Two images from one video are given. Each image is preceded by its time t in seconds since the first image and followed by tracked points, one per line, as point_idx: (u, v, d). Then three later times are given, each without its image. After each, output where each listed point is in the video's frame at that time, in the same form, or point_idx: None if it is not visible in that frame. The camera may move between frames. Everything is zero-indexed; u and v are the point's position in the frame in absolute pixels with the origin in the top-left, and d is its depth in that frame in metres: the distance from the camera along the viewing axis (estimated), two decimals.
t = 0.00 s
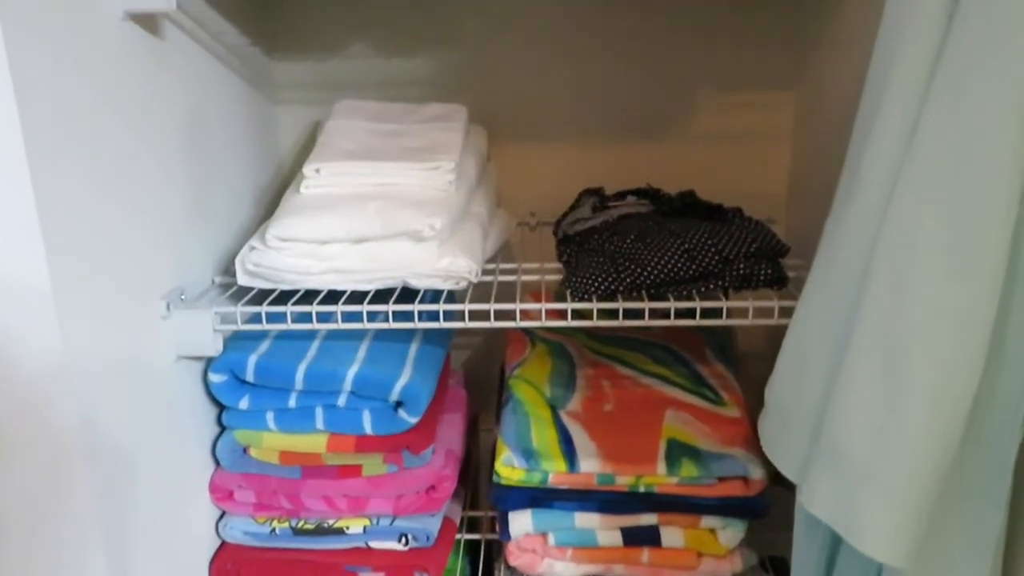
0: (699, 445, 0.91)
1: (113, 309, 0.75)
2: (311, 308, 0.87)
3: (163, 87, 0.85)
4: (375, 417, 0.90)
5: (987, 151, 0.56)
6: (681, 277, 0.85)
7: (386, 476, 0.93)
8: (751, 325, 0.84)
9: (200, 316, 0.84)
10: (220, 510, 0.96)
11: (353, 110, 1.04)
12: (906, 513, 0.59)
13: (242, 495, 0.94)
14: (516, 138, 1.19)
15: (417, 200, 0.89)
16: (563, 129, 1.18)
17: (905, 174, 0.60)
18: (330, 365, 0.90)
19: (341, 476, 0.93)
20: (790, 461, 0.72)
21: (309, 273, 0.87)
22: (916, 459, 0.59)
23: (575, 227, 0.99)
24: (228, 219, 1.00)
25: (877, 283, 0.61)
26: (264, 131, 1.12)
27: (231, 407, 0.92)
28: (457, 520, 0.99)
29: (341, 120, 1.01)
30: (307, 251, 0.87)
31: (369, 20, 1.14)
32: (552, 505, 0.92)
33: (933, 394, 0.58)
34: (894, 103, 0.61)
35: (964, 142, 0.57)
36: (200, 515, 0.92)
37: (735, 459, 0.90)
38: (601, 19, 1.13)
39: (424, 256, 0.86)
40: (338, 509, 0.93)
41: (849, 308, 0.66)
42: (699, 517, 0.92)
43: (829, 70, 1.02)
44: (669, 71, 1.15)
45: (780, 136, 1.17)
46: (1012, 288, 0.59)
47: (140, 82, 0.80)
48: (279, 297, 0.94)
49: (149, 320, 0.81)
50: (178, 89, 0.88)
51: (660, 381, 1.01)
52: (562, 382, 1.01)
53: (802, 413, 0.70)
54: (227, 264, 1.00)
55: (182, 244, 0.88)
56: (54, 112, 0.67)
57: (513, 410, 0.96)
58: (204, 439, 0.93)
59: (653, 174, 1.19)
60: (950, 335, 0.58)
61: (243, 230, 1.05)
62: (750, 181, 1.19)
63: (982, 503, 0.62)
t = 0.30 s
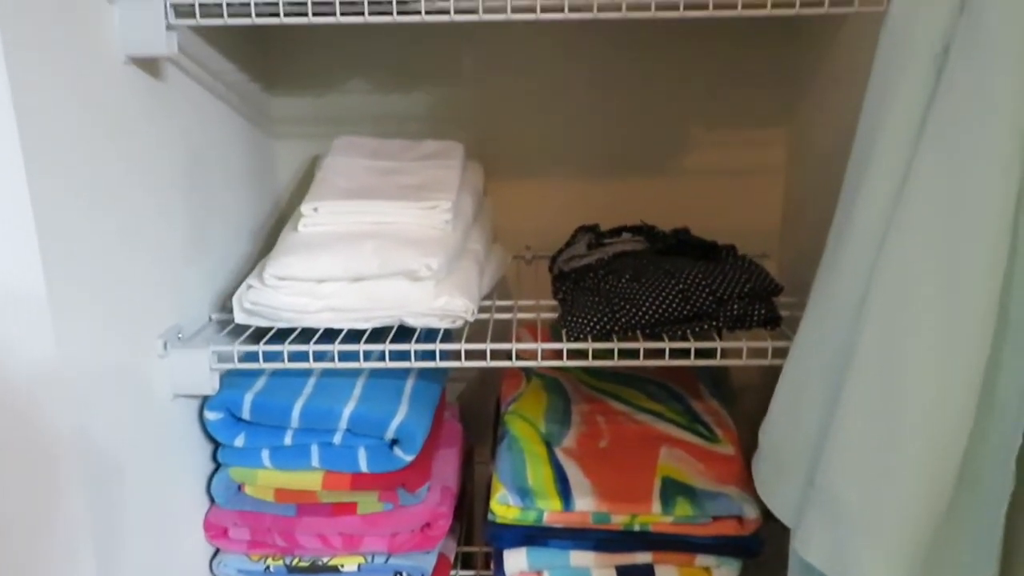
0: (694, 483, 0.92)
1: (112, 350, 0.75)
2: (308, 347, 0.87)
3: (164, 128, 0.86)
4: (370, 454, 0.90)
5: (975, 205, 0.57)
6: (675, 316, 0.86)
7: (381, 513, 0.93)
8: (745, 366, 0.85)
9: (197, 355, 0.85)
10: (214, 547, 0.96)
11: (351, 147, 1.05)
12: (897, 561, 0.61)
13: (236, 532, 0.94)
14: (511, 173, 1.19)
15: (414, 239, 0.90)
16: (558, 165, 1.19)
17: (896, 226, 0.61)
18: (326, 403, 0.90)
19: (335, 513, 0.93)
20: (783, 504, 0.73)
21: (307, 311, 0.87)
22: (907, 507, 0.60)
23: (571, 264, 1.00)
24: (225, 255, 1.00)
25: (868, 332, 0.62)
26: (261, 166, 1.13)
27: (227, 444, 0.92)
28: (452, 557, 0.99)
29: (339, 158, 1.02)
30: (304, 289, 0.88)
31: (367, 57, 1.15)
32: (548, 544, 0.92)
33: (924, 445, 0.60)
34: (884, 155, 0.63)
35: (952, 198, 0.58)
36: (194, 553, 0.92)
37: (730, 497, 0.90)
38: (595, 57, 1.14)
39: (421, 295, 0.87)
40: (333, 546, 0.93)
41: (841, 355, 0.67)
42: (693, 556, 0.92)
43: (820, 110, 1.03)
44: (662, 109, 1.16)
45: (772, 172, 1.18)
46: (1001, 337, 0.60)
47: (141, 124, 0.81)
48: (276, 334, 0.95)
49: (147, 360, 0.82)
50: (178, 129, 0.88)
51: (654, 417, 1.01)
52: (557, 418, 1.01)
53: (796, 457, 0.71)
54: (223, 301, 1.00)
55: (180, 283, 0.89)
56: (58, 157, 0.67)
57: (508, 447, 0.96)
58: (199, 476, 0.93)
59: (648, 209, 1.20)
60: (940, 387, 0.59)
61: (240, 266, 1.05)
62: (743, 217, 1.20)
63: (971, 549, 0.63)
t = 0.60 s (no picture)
0: (694, 512, 0.91)
1: (111, 379, 0.75)
2: (308, 374, 0.87)
3: (166, 156, 0.86)
4: (369, 481, 0.90)
5: (974, 239, 0.58)
6: (675, 344, 0.86)
7: (379, 541, 0.93)
8: (745, 394, 0.85)
9: (197, 382, 0.85)
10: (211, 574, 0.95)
11: (352, 173, 1.06)
12: None
13: (234, 560, 0.93)
14: (512, 197, 1.20)
15: (415, 266, 0.90)
16: (558, 190, 1.19)
17: (896, 260, 0.61)
18: (326, 430, 0.90)
19: (333, 541, 0.93)
20: (784, 535, 0.72)
21: (307, 338, 0.88)
22: (908, 540, 0.60)
23: (570, 290, 1.00)
24: (225, 280, 1.01)
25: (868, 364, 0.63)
26: (262, 192, 1.13)
27: (225, 471, 0.92)
28: None
29: (340, 184, 1.03)
30: (305, 316, 0.88)
31: (369, 84, 1.16)
32: (547, 572, 0.91)
33: (925, 478, 0.60)
34: (882, 188, 0.63)
35: (951, 232, 0.59)
36: None
37: (730, 526, 0.90)
38: (595, 85, 1.15)
39: (421, 322, 0.87)
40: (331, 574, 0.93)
41: (841, 387, 0.67)
42: None
43: (818, 138, 1.03)
44: (661, 136, 1.17)
45: (770, 198, 1.19)
46: (999, 369, 0.60)
47: (144, 152, 0.82)
48: (275, 361, 0.95)
49: (146, 386, 0.82)
50: (180, 157, 0.89)
51: (654, 444, 1.01)
52: (557, 444, 1.01)
53: (796, 488, 0.71)
54: (223, 326, 1.00)
55: (181, 309, 0.89)
56: (61, 187, 0.68)
57: (508, 474, 0.96)
58: (197, 503, 0.93)
59: (648, 234, 1.21)
60: (941, 420, 0.59)
61: (240, 291, 1.05)
62: (742, 242, 1.21)
63: None
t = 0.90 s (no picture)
0: (690, 534, 0.91)
1: (105, 401, 0.75)
2: (303, 395, 0.87)
3: (163, 176, 0.86)
4: (364, 503, 0.89)
5: (968, 265, 0.58)
6: (671, 366, 0.86)
7: (374, 563, 0.93)
8: (741, 417, 0.85)
9: (190, 404, 0.85)
10: None
11: (348, 193, 1.06)
12: None
13: None
14: (508, 217, 1.20)
15: (411, 288, 0.90)
16: (554, 210, 1.19)
17: (892, 288, 0.62)
18: (320, 451, 0.90)
19: (328, 563, 0.93)
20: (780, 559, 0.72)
21: (302, 359, 0.87)
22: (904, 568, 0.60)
23: (566, 311, 1.00)
24: (221, 300, 1.00)
25: (865, 389, 0.63)
26: (258, 211, 1.13)
27: (219, 492, 0.91)
28: None
29: (337, 204, 1.03)
30: (300, 337, 0.88)
31: (365, 104, 1.17)
32: None
33: (922, 506, 0.60)
34: (878, 214, 0.63)
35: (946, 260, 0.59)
36: None
37: (726, 549, 0.89)
38: (591, 105, 1.16)
39: (417, 343, 0.87)
40: None
41: (837, 412, 0.67)
42: None
43: (814, 160, 1.04)
44: (657, 156, 1.17)
45: (765, 218, 1.19)
46: (995, 395, 0.61)
47: (141, 174, 0.82)
48: (271, 382, 0.95)
49: (140, 408, 0.81)
50: (177, 177, 0.89)
51: (650, 466, 1.01)
52: (552, 465, 1.01)
53: (793, 513, 0.71)
54: (218, 346, 1.00)
55: (176, 330, 0.89)
56: (56, 210, 0.68)
57: (504, 496, 0.95)
58: (191, 525, 0.92)
59: (644, 254, 1.21)
60: (937, 448, 0.59)
61: (235, 311, 1.05)
62: (737, 262, 1.21)
63: None
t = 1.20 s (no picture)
0: (690, 552, 0.91)
1: (105, 418, 0.75)
2: (303, 412, 0.87)
3: (165, 192, 0.86)
4: (364, 520, 0.89)
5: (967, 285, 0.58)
6: (671, 384, 0.86)
7: None
8: (742, 434, 0.85)
9: (190, 421, 0.84)
10: None
11: (349, 209, 1.06)
12: None
13: None
14: (508, 233, 1.20)
15: (411, 304, 0.90)
16: (554, 226, 1.20)
17: (892, 308, 0.62)
18: (320, 468, 0.89)
19: None
20: None
21: (302, 376, 0.87)
22: None
23: (566, 328, 1.00)
24: (221, 317, 1.00)
25: (865, 409, 0.63)
26: (259, 227, 1.14)
27: (218, 509, 0.91)
28: None
29: (338, 220, 1.03)
30: (300, 353, 0.88)
31: (366, 120, 1.17)
32: None
33: (922, 526, 0.60)
34: (879, 234, 0.64)
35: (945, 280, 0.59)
36: None
37: (726, 567, 0.89)
38: (591, 123, 1.16)
39: (417, 360, 0.87)
40: None
41: (837, 432, 0.68)
42: None
43: (813, 177, 1.04)
44: (657, 173, 1.18)
45: (765, 235, 1.19)
46: (995, 415, 0.61)
47: (143, 190, 0.82)
48: (271, 398, 0.95)
49: (140, 425, 0.81)
50: (178, 195, 0.89)
51: (650, 483, 1.01)
52: (552, 482, 1.00)
53: (794, 533, 0.71)
54: (219, 363, 1.00)
55: (176, 347, 0.89)
56: (60, 228, 0.68)
57: (504, 514, 0.95)
58: (190, 542, 0.92)
59: (644, 270, 1.21)
60: (938, 468, 0.59)
61: (235, 326, 1.05)
62: (737, 278, 1.21)
63: None
